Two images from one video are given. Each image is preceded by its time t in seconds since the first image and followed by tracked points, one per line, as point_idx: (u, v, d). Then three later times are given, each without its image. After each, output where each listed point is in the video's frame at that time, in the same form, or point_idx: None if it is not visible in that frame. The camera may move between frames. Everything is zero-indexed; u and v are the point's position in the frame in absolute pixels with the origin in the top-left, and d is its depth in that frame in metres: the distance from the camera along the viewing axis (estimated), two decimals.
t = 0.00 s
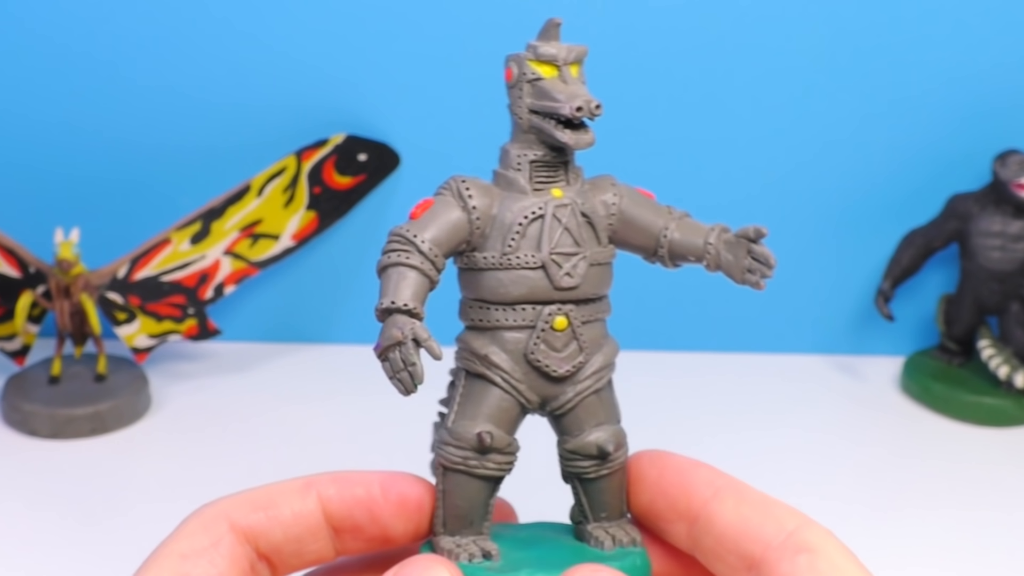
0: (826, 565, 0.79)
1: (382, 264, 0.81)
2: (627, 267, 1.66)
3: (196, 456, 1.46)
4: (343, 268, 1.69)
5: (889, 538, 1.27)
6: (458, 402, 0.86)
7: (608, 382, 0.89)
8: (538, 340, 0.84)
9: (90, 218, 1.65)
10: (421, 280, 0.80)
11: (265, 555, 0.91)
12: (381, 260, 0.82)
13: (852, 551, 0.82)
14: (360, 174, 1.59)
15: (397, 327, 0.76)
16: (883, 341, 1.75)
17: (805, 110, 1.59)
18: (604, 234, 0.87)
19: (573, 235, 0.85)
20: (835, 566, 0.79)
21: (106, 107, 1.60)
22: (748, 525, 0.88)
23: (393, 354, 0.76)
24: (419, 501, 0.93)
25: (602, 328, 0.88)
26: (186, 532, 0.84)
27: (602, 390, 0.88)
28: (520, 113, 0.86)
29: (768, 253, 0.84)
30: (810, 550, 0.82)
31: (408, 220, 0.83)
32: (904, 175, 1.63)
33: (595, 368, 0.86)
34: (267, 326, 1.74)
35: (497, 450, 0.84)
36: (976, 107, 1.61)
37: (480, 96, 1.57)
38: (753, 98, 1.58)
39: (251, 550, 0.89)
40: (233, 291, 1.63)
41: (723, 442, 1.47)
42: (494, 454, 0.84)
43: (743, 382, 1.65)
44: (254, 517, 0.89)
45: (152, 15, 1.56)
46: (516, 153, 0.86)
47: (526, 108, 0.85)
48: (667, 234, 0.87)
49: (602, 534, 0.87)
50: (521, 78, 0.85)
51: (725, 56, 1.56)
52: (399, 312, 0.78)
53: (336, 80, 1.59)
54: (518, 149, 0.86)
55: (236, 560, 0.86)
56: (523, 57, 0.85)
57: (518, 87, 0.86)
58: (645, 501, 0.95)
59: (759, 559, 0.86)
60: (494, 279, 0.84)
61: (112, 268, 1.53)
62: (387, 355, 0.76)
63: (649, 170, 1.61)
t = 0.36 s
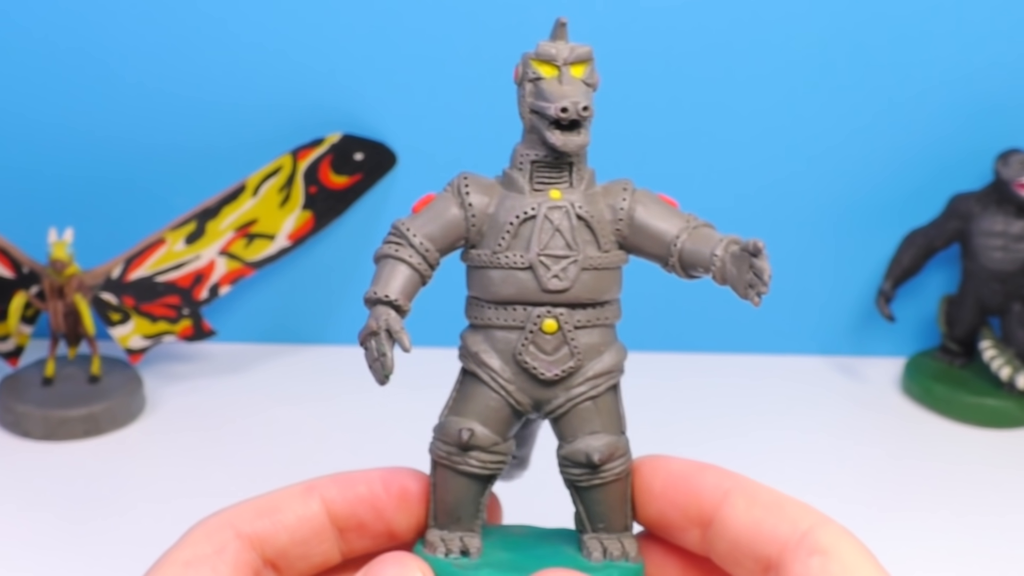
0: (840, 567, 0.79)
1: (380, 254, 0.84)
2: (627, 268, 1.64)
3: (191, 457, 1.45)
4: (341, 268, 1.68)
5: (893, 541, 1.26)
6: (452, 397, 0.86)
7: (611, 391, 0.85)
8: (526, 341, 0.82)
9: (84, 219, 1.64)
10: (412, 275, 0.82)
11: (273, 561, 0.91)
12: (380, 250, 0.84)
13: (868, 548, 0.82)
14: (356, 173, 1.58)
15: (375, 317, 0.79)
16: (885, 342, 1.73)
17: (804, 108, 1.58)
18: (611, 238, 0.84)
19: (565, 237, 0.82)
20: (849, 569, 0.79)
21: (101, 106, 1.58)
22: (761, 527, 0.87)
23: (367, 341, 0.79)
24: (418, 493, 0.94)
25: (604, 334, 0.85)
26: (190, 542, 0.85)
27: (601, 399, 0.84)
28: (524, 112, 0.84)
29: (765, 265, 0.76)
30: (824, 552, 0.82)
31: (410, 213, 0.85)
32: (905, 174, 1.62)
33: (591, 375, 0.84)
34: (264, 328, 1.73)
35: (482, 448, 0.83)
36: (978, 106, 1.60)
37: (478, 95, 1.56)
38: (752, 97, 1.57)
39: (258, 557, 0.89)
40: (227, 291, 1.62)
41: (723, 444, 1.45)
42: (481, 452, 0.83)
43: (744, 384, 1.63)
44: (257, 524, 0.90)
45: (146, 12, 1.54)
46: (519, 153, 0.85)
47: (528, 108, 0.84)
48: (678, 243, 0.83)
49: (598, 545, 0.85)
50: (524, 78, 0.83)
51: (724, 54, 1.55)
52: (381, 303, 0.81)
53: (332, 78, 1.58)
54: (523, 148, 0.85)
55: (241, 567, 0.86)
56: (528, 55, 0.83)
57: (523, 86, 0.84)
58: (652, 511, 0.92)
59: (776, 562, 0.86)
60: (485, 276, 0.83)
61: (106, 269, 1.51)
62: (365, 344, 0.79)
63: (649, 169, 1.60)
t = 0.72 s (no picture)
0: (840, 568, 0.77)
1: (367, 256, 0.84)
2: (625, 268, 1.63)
3: (185, 458, 1.43)
4: (338, 267, 1.67)
5: (892, 543, 1.25)
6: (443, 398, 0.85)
7: (601, 392, 0.83)
8: (509, 342, 0.81)
9: (77, 218, 1.63)
10: (397, 277, 0.83)
11: (277, 563, 0.90)
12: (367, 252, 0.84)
13: (873, 544, 0.80)
14: (353, 173, 1.57)
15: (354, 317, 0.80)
16: (886, 342, 1.72)
17: (805, 106, 1.56)
18: (596, 235, 0.82)
19: (543, 237, 0.81)
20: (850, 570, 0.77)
21: (96, 105, 1.57)
22: (765, 527, 0.85)
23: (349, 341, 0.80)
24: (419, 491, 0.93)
25: (593, 335, 0.83)
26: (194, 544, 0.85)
27: (589, 401, 0.82)
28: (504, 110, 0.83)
29: (740, 265, 0.74)
30: (825, 552, 0.80)
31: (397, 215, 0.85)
32: (906, 174, 1.61)
33: (577, 376, 0.82)
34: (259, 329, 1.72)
35: (467, 449, 0.82)
36: (980, 105, 1.58)
37: (475, 94, 1.54)
38: (751, 95, 1.55)
39: (262, 559, 0.89)
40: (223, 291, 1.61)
41: (721, 446, 1.44)
42: (465, 453, 0.82)
43: (743, 385, 1.62)
44: (260, 526, 0.89)
45: (140, 10, 1.53)
46: (503, 151, 0.84)
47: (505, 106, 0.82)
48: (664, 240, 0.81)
49: (589, 552, 0.84)
50: (503, 76, 0.82)
51: (724, 52, 1.53)
52: (365, 304, 0.81)
53: (327, 76, 1.56)
54: (507, 147, 0.84)
55: (244, 570, 0.86)
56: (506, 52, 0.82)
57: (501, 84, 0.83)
58: (654, 514, 0.90)
59: (781, 562, 0.84)
60: (469, 276, 0.83)
61: (100, 269, 1.49)
62: (347, 344, 0.80)
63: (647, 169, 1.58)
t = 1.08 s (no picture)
0: None
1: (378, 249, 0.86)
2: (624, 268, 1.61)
3: (179, 459, 1.42)
4: (333, 267, 1.65)
5: (893, 545, 1.23)
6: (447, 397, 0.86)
7: (594, 408, 0.81)
8: (499, 351, 0.81)
9: (72, 218, 1.61)
10: (401, 276, 0.84)
11: (288, 563, 0.91)
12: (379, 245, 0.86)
13: (872, 559, 0.80)
14: (349, 172, 1.56)
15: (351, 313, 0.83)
16: (886, 343, 1.70)
17: (805, 104, 1.55)
18: (593, 249, 0.79)
19: (533, 248, 0.79)
20: None
21: (89, 103, 1.56)
22: (763, 542, 0.85)
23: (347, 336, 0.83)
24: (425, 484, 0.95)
25: (587, 349, 0.80)
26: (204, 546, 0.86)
27: (579, 416, 0.81)
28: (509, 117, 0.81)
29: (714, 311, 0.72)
30: (828, 568, 0.79)
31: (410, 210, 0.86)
32: (907, 173, 1.59)
33: (567, 391, 0.80)
34: (254, 330, 1.70)
35: (459, 452, 0.82)
36: (983, 104, 1.57)
37: (473, 92, 1.53)
38: (751, 93, 1.54)
39: (273, 559, 0.90)
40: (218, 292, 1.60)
41: (722, 448, 1.42)
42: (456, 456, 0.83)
43: (743, 387, 1.60)
44: (271, 526, 0.90)
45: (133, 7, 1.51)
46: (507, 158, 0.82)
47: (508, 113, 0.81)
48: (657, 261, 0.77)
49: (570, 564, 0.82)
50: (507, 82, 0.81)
51: (724, 50, 1.52)
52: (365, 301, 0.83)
53: (323, 74, 1.55)
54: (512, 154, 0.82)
55: (255, 569, 0.87)
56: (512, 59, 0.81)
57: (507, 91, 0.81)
58: (649, 529, 0.88)
59: None
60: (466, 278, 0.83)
61: (93, 269, 1.49)
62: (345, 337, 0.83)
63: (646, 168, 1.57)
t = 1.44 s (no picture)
0: None
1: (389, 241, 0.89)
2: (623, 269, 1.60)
3: (174, 460, 1.40)
4: (328, 267, 1.64)
5: (898, 548, 1.22)
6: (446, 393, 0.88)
7: (566, 407, 0.80)
8: (474, 346, 0.81)
9: (66, 217, 1.60)
10: (401, 270, 0.87)
11: (301, 564, 0.89)
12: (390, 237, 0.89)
13: (863, 567, 0.79)
14: (345, 171, 1.54)
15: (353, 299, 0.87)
16: (887, 344, 1.69)
17: (806, 103, 1.53)
18: (562, 246, 0.78)
19: (499, 244, 0.78)
20: None
21: (84, 101, 1.54)
22: (750, 555, 0.83)
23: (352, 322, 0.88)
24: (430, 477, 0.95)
25: (559, 348, 0.79)
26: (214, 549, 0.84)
27: (547, 415, 0.80)
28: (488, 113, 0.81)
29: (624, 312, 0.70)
30: None
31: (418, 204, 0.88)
32: (908, 172, 1.58)
33: (535, 389, 0.79)
34: (248, 331, 1.69)
35: (445, 444, 0.84)
36: (986, 102, 1.55)
37: (471, 90, 1.51)
38: (751, 92, 1.53)
39: (287, 561, 0.88)
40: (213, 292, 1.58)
41: (723, 450, 1.41)
42: (443, 448, 0.85)
43: (744, 388, 1.59)
44: (283, 527, 0.89)
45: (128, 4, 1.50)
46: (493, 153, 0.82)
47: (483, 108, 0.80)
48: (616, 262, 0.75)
49: (543, 567, 0.81)
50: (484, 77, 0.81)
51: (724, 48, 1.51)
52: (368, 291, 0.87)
53: (320, 73, 1.53)
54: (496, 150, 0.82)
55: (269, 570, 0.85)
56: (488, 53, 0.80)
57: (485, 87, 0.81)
58: (633, 545, 0.87)
59: None
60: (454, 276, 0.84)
61: (87, 270, 1.47)
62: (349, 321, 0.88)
63: (646, 167, 1.56)
